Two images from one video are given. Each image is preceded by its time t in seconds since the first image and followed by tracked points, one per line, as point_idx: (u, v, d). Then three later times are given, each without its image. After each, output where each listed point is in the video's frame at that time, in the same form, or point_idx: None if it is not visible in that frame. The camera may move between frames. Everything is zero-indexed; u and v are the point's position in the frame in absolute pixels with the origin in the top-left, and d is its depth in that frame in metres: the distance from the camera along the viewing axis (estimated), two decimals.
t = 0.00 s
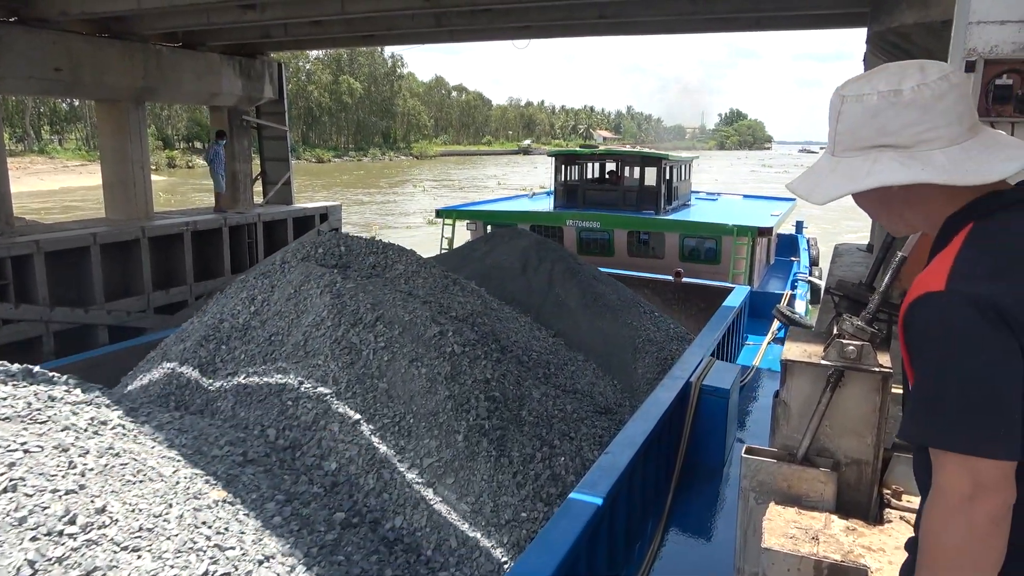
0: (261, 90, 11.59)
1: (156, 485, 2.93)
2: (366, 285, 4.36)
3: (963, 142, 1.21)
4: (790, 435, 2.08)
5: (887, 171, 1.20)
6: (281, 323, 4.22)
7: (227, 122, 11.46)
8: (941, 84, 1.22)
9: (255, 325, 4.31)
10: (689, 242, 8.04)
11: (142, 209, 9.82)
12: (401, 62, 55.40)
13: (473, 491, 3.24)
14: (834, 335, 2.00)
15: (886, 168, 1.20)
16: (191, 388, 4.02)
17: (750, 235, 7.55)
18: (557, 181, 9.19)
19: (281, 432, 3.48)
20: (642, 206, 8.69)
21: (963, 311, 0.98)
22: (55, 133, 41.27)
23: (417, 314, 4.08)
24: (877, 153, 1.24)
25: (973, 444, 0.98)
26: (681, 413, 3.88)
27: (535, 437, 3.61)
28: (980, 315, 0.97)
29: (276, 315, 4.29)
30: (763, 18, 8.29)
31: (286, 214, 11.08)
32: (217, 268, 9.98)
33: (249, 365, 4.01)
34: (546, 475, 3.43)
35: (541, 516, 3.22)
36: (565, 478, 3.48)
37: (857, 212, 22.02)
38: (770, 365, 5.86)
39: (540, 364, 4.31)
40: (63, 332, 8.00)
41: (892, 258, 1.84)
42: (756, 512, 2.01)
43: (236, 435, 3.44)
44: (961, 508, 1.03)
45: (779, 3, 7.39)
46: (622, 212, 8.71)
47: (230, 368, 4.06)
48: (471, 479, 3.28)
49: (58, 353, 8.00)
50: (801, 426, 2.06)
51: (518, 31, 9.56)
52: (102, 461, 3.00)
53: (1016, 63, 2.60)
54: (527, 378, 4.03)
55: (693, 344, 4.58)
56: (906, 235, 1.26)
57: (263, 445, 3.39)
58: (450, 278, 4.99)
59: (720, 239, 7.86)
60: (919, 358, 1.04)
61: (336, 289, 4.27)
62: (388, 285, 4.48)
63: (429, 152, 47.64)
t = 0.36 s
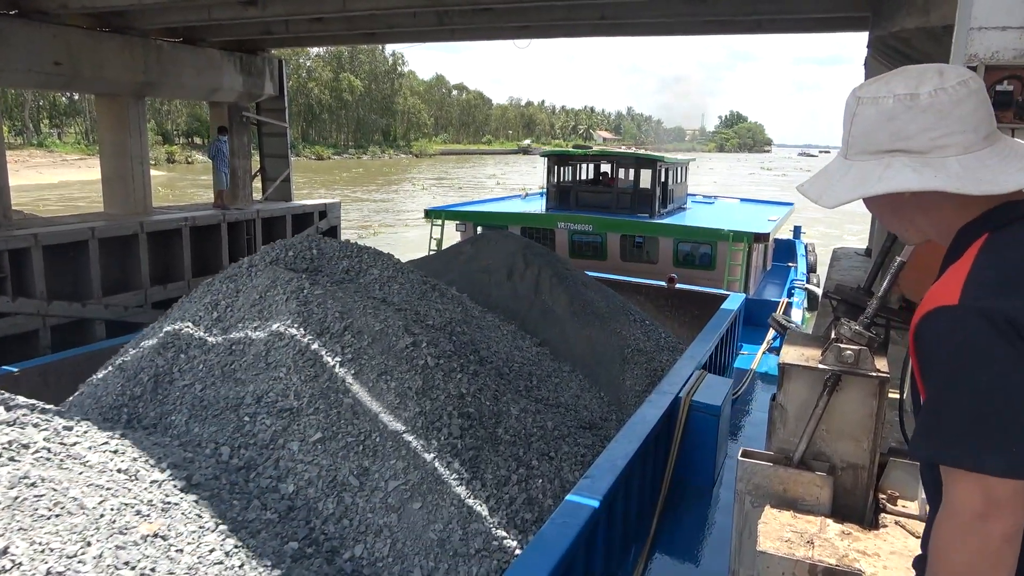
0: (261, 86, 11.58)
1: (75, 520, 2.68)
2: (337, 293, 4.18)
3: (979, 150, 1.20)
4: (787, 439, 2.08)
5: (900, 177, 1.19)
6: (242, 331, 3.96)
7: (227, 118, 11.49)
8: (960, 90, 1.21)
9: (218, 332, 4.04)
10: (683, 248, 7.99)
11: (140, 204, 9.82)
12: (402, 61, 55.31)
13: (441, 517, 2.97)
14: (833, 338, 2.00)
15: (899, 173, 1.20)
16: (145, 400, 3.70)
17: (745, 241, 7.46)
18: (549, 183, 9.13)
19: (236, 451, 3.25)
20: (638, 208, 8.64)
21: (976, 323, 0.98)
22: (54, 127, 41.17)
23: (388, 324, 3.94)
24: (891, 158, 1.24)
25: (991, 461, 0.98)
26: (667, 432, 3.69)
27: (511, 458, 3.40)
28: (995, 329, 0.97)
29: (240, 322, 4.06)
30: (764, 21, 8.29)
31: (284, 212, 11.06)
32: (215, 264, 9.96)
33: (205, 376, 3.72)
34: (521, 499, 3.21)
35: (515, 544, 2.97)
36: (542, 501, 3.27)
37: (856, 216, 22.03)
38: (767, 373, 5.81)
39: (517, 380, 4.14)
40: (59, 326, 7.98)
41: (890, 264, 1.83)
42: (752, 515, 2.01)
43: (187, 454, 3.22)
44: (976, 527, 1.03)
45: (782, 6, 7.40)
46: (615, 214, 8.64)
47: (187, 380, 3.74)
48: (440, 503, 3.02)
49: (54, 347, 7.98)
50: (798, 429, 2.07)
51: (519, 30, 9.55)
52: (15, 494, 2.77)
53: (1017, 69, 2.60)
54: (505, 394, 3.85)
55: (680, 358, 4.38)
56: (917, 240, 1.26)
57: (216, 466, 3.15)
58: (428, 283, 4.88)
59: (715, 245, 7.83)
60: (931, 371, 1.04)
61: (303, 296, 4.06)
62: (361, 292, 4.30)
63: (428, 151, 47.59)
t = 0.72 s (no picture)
0: (258, 88, 11.58)
1: None
2: (303, 306, 3.90)
3: (979, 149, 1.20)
4: (788, 437, 2.09)
5: (900, 176, 1.19)
6: (200, 347, 3.68)
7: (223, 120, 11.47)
8: (962, 88, 1.21)
9: (175, 347, 3.75)
10: (677, 249, 7.97)
11: (137, 207, 9.82)
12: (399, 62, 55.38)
13: (410, 549, 2.80)
14: (833, 336, 2.00)
15: (898, 173, 1.20)
16: (96, 423, 3.50)
17: (740, 242, 7.43)
18: (538, 184, 9.08)
19: (191, 481, 3.06)
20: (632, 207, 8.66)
21: (996, 323, 0.97)
22: (52, 131, 41.21)
23: (357, 339, 3.68)
24: (891, 157, 1.24)
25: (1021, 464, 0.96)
26: (658, 450, 3.33)
27: (488, 481, 3.17)
28: (1017, 328, 0.96)
29: (199, 336, 3.75)
30: (760, 19, 8.30)
31: (282, 214, 11.05)
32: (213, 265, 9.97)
33: (160, 396, 3.51)
34: (497, 526, 2.97)
35: None
36: (520, 528, 3.03)
37: (854, 212, 22.07)
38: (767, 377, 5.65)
39: (498, 396, 3.85)
40: (57, 330, 7.97)
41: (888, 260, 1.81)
42: (753, 513, 2.01)
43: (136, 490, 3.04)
44: (1009, 533, 1.00)
45: (777, 3, 7.41)
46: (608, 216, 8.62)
47: (141, 401, 3.53)
48: (408, 534, 2.84)
49: (53, 351, 7.97)
50: (799, 426, 2.06)
51: (515, 30, 9.56)
52: None
53: (1013, 65, 2.61)
54: (483, 411, 3.58)
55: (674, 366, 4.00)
56: (920, 238, 1.26)
57: (164, 498, 2.98)
58: (404, 292, 4.68)
59: (709, 246, 7.78)
60: (954, 376, 1.02)
61: (266, 309, 3.76)
62: (330, 304, 4.07)
63: (426, 151, 47.60)
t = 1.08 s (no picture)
0: (256, 89, 11.57)
1: None
2: (262, 318, 3.75)
3: (970, 145, 1.20)
4: (788, 436, 2.09)
5: (889, 170, 1.20)
6: (154, 367, 3.55)
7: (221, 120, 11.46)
8: (954, 85, 1.21)
9: (127, 365, 3.63)
10: (672, 253, 7.90)
11: (136, 208, 9.82)
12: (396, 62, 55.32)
13: None
14: (833, 335, 1.99)
15: (889, 167, 1.21)
16: (41, 448, 3.31)
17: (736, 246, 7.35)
18: (529, 185, 9.03)
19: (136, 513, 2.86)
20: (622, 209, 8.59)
21: (979, 315, 0.97)
22: (49, 133, 41.13)
23: (323, 354, 3.48)
24: (884, 152, 1.25)
25: (1002, 453, 0.97)
26: (645, 469, 3.07)
27: (459, 508, 2.93)
28: (1003, 320, 0.96)
29: (152, 353, 3.65)
30: (758, 18, 8.30)
31: (280, 214, 11.02)
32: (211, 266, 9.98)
33: (109, 419, 3.34)
34: (470, 560, 2.74)
35: None
36: (494, 560, 2.77)
37: (852, 211, 22.09)
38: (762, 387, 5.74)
39: (476, 414, 3.66)
40: (56, 331, 7.98)
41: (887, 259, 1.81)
42: (753, 512, 2.01)
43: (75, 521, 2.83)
44: (987, 520, 1.01)
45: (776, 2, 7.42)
46: (601, 218, 8.59)
47: (88, 424, 3.37)
48: (371, 570, 2.63)
49: (52, 353, 7.98)
50: (799, 425, 2.07)
51: (513, 30, 9.56)
52: None
53: (1010, 63, 2.61)
54: (459, 430, 3.36)
55: (663, 379, 3.80)
56: (914, 234, 1.26)
57: (103, 534, 2.72)
58: (379, 300, 4.55)
59: (704, 249, 7.72)
60: (938, 367, 1.03)
61: (224, 324, 3.66)
62: (295, 316, 3.91)
63: (424, 152, 47.57)
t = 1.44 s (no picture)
0: (256, 86, 11.57)
1: None
2: (214, 328, 3.81)
3: (974, 149, 1.20)
4: (788, 437, 2.09)
5: (889, 169, 1.21)
6: (102, 384, 3.54)
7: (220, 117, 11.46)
8: (961, 89, 1.21)
9: (71, 379, 3.67)
10: (667, 258, 7.76)
11: (135, 204, 9.82)
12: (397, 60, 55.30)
13: None
14: (834, 337, 2.00)
15: (892, 167, 1.22)
16: None
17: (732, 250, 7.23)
18: (520, 186, 8.94)
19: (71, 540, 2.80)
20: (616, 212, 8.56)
21: (977, 317, 0.98)
22: (48, 129, 41.06)
23: (280, 368, 3.50)
24: (888, 151, 1.25)
25: (996, 452, 0.97)
26: (630, 495, 3.03)
27: (425, 539, 2.86)
28: (1002, 324, 0.96)
29: (99, 366, 3.69)
30: (759, 19, 8.31)
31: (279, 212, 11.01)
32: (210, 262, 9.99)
33: (46, 439, 3.29)
34: None
35: None
36: None
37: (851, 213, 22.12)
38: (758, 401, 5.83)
39: (454, 434, 3.64)
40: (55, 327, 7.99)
41: (891, 259, 1.82)
42: (752, 513, 2.01)
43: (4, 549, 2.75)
44: (978, 517, 1.01)
45: (777, 3, 7.42)
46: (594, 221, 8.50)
47: (25, 443, 3.30)
48: None
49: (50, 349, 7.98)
50: (799, 426, 2.07)
51: (514, 29, 9.56)
52: None
53: (1010, 67, 2.62)
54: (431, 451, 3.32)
55: (652, 393, 3.80)
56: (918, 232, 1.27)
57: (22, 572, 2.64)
58: (350, 308, 4.61)
59: (699, 254, 7.60)
60: (934, 368, 1.03)
61: (174, 335, 3.72)
62: (252, 325, 3.96)
63: (423, 151, 47.57)
